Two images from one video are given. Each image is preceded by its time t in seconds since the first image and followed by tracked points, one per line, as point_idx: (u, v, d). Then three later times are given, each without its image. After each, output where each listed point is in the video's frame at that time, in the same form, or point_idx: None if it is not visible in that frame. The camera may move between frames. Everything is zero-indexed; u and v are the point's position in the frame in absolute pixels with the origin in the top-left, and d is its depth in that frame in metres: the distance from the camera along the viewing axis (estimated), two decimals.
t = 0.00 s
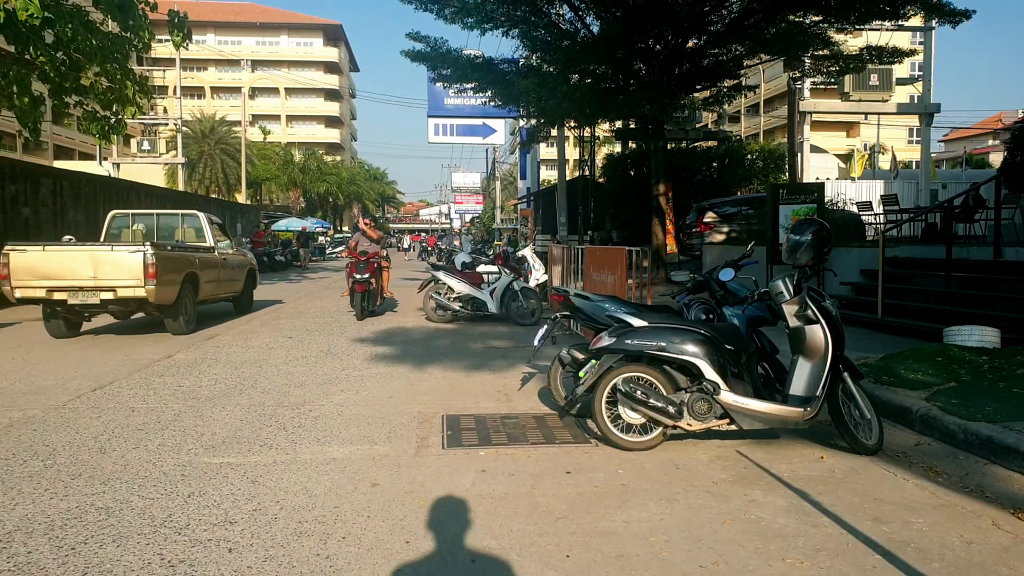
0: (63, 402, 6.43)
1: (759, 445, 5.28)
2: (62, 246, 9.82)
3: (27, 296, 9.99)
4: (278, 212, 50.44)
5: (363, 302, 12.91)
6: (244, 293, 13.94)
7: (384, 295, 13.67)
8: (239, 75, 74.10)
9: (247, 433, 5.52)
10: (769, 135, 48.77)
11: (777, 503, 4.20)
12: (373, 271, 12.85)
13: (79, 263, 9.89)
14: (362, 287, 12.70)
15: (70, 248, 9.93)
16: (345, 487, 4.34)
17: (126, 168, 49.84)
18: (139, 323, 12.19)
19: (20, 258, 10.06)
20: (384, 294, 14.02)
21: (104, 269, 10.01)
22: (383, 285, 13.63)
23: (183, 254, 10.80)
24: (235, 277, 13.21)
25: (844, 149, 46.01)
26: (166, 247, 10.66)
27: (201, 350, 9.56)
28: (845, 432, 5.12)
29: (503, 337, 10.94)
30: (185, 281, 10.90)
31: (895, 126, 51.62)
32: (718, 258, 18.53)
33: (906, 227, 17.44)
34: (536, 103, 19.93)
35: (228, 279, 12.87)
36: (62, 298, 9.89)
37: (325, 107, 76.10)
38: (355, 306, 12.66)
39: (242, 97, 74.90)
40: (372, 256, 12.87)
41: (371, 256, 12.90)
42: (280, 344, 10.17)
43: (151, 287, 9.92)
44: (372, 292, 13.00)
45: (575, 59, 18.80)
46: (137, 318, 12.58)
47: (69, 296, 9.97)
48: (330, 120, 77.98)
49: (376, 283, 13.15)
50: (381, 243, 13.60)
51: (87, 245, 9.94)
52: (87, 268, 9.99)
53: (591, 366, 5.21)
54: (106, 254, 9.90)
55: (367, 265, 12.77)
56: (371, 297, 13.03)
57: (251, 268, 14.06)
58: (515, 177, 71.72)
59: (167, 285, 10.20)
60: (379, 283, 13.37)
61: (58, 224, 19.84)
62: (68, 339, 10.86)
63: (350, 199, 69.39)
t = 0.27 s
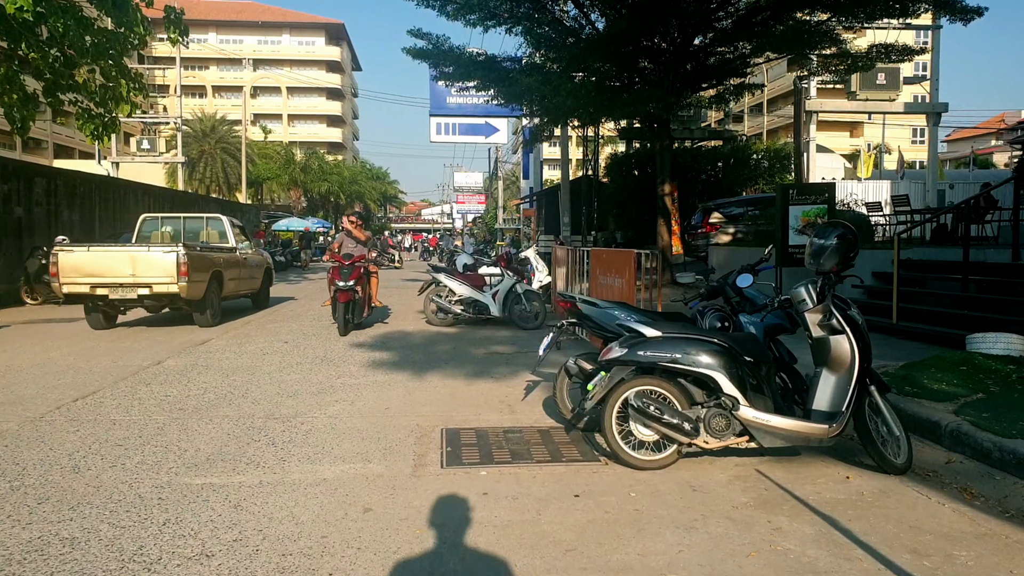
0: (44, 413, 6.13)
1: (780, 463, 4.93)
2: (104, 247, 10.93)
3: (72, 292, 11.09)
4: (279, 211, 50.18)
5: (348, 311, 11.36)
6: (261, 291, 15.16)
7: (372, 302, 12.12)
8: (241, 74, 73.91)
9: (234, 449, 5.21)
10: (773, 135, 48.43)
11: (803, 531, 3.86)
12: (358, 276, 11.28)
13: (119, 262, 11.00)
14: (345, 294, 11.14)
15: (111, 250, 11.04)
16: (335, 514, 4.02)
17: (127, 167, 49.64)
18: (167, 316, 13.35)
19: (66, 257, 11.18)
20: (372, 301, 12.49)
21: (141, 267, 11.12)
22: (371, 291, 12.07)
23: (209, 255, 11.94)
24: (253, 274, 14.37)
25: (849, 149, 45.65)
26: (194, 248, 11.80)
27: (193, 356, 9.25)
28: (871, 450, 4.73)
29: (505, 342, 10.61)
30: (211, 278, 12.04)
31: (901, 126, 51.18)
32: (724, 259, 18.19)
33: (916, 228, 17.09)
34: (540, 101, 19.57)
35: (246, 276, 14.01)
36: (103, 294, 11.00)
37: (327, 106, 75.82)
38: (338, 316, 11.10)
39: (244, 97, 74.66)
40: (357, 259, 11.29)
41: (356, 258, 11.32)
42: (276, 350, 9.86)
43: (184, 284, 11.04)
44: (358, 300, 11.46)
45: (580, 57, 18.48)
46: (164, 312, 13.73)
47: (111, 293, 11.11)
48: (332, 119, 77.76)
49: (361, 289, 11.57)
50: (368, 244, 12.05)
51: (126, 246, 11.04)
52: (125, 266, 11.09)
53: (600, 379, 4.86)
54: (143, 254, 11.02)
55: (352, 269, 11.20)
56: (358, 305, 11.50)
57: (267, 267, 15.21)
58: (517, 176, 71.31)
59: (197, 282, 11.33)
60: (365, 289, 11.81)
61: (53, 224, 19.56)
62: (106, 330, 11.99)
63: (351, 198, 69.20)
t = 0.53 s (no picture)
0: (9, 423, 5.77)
1: (794, 475, 4.57)
2: (127, 246, 11.76)
3: (100, 287, 12.00)
4: (273, 211, 49.77)
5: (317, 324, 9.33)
6: (271, 284, 16.08)
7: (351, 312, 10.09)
8: (236, 72, 73.46)
9: (207, 463, 4.84)
10: (772, 133, 48.13)
11: (823, 553, 3.50)
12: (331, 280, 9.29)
13: (143, 259, 11.88)
14: (317, 302, 9.13)
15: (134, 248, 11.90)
16: (309, 537, 3.66)
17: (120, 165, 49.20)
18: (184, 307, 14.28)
19: (93, 254, 12.05)
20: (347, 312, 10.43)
21: (162, 264, 11.93)
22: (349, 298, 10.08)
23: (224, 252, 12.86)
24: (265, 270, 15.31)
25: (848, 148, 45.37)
26: (210, 245, 12.66)
27: (175, 358, 8.89)
28: (889, 457, 4.35)
29: (500, 344, 10.24)
30: (226, 274, 12.89)
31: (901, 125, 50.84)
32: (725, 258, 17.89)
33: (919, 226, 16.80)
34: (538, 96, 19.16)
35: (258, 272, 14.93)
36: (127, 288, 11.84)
37: (322, 105, 75.36)
38: (306, 330, 9.10)
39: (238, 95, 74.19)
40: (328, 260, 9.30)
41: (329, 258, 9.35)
42: (261, 352, 9.49)
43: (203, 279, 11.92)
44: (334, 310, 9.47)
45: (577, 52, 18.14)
46: (181, 304, 14.75)
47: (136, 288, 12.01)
48: (327, 118, 77.34)
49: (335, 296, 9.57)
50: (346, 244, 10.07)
51: (148, 244, 11.83)
52: (148, 262, 11.95)
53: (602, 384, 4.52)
54: (163, 251, 11.89)
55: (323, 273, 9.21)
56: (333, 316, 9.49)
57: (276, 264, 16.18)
58: (514, 176, 70.83)
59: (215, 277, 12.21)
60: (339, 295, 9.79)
61: (37, 222, 19.15)
62: (129, 321, 12.93)
63: (347, 197, 68.79)
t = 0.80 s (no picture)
0: None
1: (812, 501, 4.20)
2: (146, 247, 12.33)
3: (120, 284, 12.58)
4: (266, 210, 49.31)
5: (272, 348, 7.38)
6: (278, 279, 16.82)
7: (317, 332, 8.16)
8: (229, 70, 72.93)
9: (174, 487, 4.46)
10: (767, 132, 47.90)
11: None
12: (290, 293, 7.36)
13: (160, 259, 12.46)
14: (273, 321, 7.18)
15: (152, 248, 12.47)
16: None
17: (111, 163, 48.65)
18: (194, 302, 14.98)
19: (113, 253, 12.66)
20: (314, 331, 8.55)
21: (178, 263, 12.53)
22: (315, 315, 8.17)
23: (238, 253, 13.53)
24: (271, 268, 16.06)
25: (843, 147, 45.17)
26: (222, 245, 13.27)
27: (153, 365, 8.50)
28: (918, 482, 3.98)
29: (494, 349, 9.87)
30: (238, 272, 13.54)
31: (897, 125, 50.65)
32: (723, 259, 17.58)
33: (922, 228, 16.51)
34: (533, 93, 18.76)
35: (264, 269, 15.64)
36: (146, 286, 12.44)
37: (316, 103, 74.88)
38: (256, 357, 7.13)
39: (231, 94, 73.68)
40: (287, 268, 7.38)
41: (287, 266, 7.43)
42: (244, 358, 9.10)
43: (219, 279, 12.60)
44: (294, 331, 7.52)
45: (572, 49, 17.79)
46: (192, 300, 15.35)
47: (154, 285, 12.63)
48: (321, 117, 76.89)
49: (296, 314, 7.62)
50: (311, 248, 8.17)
51: (165, 244, 12.43)
52: (165, 262, 12.51)
53: (603, 403, 4.15)
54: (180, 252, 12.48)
55: (280, 285, 7.25)
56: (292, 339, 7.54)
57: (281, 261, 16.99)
58: (509, 175, 70.45)
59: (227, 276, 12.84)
60: (301, 312, 7.85)
61: (20, 222, 18.72)
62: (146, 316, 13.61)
63: (340, 196, 68.37)
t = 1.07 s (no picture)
0: None
1: (846, 520, 3.85)
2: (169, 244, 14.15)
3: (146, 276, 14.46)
4: (262, 210, 48.92)
5: (211, 385, 5.36)
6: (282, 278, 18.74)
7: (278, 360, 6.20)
8: (225, 70, 72.50)
9: (147, 505, 4.09)
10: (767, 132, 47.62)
11: None
12: (238, 311, 5.36)
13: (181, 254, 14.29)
14: (213, 349, 5.21)
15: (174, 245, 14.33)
16: None
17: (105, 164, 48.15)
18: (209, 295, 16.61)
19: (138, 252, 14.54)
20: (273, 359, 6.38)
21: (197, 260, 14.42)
22: (278, 338, 6.22)
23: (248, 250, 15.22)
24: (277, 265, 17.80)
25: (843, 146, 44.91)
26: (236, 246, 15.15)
27: (138, 369, 8.14)
28: (964, 502, 3.62)
29: (493, 352, 9.51)
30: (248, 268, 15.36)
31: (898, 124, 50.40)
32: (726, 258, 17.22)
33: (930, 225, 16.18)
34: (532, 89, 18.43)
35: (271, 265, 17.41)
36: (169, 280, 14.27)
37: (313, 103, 74.48)
38: (189, 399, 5.12)
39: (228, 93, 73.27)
40: (232, 276, 5.37)
41: (235, 274, 5.41)
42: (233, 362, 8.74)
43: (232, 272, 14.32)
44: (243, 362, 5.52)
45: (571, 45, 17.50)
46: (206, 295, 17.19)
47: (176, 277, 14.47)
48: (318, 116, 76.53)
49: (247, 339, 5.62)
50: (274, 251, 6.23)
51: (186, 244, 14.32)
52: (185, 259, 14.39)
53: (615, 414, 3.80)
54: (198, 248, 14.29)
55: (224, 298, 5.29)
56: (241, 374, 5.53)
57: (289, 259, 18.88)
58: (507, 175, 70.10)
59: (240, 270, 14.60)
60: (255, 335, 5.84)
61: (8, 222, 18.33)
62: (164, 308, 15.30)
63: (337, 197, 67.96)
